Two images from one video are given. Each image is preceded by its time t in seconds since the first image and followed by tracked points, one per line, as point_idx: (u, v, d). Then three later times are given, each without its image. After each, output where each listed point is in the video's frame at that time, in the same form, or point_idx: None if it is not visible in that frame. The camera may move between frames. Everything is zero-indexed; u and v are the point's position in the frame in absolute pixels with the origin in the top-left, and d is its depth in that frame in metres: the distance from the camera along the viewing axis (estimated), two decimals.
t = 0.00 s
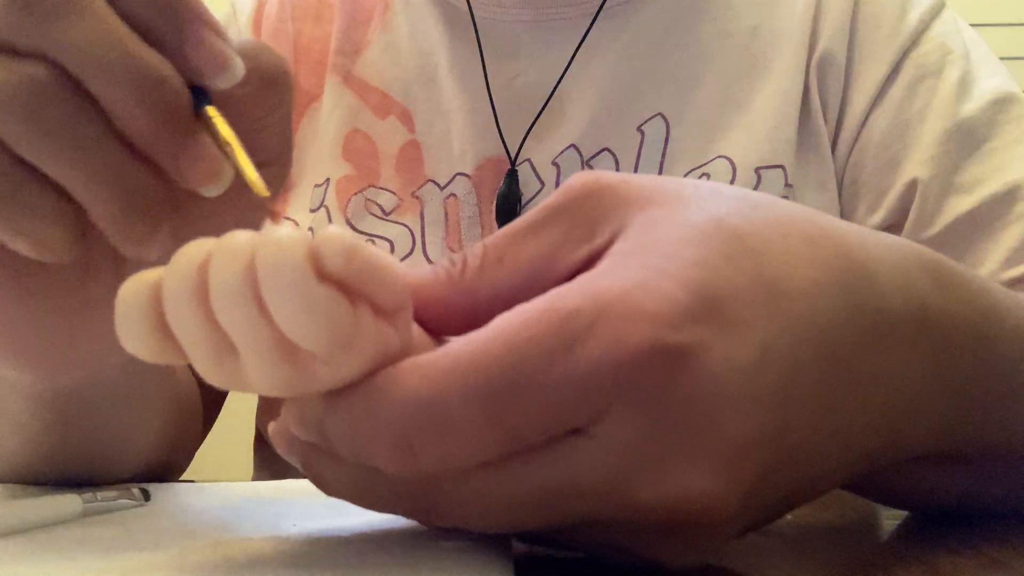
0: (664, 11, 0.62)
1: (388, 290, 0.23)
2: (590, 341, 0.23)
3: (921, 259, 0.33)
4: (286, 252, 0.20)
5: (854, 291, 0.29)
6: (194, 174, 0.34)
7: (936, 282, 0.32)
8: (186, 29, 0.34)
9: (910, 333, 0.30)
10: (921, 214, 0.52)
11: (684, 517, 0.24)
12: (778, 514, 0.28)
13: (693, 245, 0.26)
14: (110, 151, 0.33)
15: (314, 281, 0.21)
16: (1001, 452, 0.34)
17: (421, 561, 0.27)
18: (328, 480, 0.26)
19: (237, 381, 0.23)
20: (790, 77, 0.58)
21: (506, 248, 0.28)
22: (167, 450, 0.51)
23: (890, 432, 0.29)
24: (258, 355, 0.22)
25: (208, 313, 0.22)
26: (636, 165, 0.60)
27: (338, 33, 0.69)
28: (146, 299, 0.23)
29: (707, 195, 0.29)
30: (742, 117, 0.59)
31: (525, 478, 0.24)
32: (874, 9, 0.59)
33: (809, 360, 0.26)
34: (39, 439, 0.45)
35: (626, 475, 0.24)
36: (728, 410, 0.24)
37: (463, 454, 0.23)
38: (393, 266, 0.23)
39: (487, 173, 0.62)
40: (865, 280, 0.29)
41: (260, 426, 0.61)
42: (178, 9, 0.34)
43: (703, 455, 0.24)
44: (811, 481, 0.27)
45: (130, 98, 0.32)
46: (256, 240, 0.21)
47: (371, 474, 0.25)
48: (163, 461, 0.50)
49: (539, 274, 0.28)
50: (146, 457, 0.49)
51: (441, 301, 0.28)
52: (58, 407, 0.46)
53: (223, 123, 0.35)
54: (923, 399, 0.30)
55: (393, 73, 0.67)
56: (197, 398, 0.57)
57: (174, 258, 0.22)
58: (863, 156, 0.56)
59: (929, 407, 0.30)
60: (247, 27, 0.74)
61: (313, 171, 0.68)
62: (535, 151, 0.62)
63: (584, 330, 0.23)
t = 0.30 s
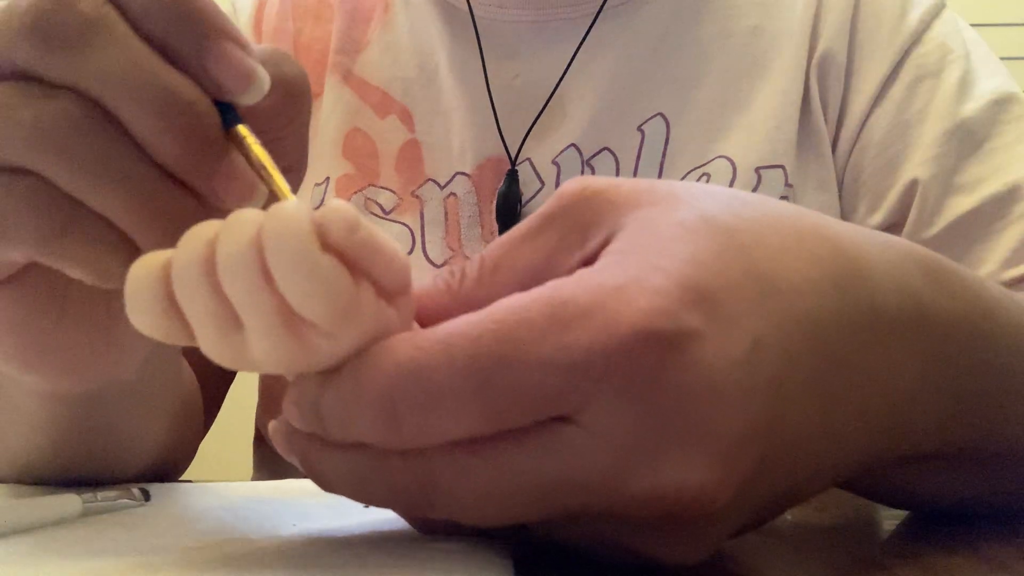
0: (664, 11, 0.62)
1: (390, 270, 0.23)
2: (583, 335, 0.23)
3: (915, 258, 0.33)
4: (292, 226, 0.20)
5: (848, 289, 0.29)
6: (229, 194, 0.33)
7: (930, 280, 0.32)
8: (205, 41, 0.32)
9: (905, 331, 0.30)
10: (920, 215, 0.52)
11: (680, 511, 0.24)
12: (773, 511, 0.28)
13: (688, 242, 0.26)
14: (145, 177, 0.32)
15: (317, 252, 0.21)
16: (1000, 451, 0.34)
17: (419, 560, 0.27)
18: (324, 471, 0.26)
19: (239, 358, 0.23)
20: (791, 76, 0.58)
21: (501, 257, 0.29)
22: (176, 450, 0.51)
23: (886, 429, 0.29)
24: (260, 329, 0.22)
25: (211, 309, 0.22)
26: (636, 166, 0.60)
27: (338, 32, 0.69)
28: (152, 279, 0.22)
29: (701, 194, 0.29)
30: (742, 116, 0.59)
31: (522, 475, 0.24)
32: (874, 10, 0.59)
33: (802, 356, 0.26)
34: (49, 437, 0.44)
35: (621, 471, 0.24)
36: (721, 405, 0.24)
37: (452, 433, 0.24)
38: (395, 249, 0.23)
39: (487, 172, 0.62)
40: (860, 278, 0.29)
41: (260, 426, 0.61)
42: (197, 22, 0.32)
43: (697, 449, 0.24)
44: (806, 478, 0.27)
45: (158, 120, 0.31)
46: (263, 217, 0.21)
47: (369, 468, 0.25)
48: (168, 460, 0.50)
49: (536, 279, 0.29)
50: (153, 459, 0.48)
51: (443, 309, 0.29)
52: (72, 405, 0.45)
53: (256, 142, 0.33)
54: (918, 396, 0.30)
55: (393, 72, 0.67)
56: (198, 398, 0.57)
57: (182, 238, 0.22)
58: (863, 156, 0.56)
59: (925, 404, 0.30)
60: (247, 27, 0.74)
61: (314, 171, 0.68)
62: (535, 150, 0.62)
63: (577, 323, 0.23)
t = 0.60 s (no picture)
0: (664, 10, 0.62)
1: (389, 266, 0.23)
2: (581, 333, 0.23)
3: (914, 257, 0.33)
4: (293, 223, 0.20)
5: (846, 287, 0.29)
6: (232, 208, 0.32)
7: (928, 279, 0.32)
8: (213, 52, 0.31)
9: (903, 329, 0.30)
10: (921, 215, 0.52)
11: (678, 509, 0.24)
12: (771, 511, 0.28)
13: (686, 242, 0.26)
14: (149, 190, 0.31)
15: (318, 247, 0.21)
16: (999, 450, 0.34)
17: (418, 559, 0.27)
18: (322, 469, 0.26)
19: (240, 353, 0.23)
20: (791, 75, 0.58)
21: (501, 263, 0.30)
22: (176, 448, 0.51)
23: (884, 428, 0.29)
24: (262, 327, 0.22)
25: (212, 311, 0.22)
26: (637, 164, 0.60)
27: (338, 30, 0.69)
28: (152, 274, 0.22)
29: (698, 194, 0.29)
30: (743, 114, 0.59)
31: (521, 473, 0.24)
32: (875, 9, 0.58)
33: (799, 354, 0.26)
34: (48, 439, 0.44)
35: (618, 469, 0.24)
36: (717, 403, 0.24)
37: (450, 430, 0.24)
38: (395, 247, 0.23)
39: (487, 171, 0.62)
40: (857, 276, 0.29)
41: (260, 424, 0.61)
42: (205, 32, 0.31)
43: (695, 447, 0.24)
44: (804, 476, 0.27)
45: (162, 135, 0.30)
46: (264, 215, 0.21)
47: (369, 467, 0.25)
48: (167, 459, 0.50)
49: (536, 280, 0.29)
50: (151, 462, 0.48)
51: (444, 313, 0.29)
52: (72, 408, 0.45)
53: (267, 155, 0.32)
54: (917, 395, 0.30)
55: (394, 70, 0.67)
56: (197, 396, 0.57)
57: (183, 235, 0.22)
58: (864, 155, 0.56)
59: (924, 403, 0.30)
60: (247, 24, 0.74)
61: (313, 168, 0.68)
62: (535, 148, 0.62)
63: (574, 321, 0.23)
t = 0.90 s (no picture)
0: (665, 9, 0.62)
1: (389, 268, 0.23)
2: (581, 333, 0.23)
3: (914, 257, 0.33)
4: (293, 225, 0.20)
5: (846, 287, 0.29)
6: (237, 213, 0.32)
7: (928, 279, 0.32)
8: (220, 58, 0.32)
9: (903, 330, 0.30)
10: (921, 215, 0.52)
11: (677, 509, 0.24)
12: (771, 511, 0.28)
13: (686, 242, 0.26)
14: (155, 198, 0.31)
15: (317, 249, 0.21)
16: (1000, 450, 0.34)
17: (418, 560, 0.27)
18: (322, 470, 0.26)
19: (239, 355, 0.23)
20: (792, 74, 0.58)
21: (501, 262, 0.30)
22: (176, 448, 0.51)
23: (884, 428, 0.29)
24: (262, 328, 0.22)
25: (212, 312, 0.22)
26: (636, 163, 0.60)
27: (338, 28, 0.69)
28: (152, 275, 0.22)
29: (698, 194, 0.29)
30: (743, 114, 0.59)
31: (520, 473, 0.24)
32: (875, 9, 0.58)
33: (800, 354, 0.26)
34: (49, 440, 0.44)
35: (617, 469, 0.24)
36: (717, 403, 0.24)
37: (450, 431, 0.24)
38: (394, 248, 0.23)
39: (487, 170, 0.62)
40: (857, 276, 0.29)
41: (260, 423, 0.61)
42: (212, 39, 0.31)
43: (694, 447, 0.24)
44: (804, 476, 0.27)
45: (169, 143, 0.31)
46: (263, 216, 0.21)
47: (368, 466, 0.25)
48: (167, 459, 0.50)
49: (536, 280, 0.29)
50: (150, 462, 0.48)
51: (443, 312, 0.29)
52: (74, 410, 0.44)
53: (276, 164, 0.32)
54: (917, 394, 0.30)
55: (393, 69, 0.67)
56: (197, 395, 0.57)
57: (183, 236, 0.22)
58: (864, 155, 0.56)
59: (923, 403, 0.30)
60: (246, 23, 0.74)
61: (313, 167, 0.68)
62: (536, 147, 0.62)
63: (574, 321, 0.23)
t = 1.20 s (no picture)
0: (665, 9, 0.62)
1: (389, 268, 0.23)
2: (581, 333, 0.23)
3: (915, 257, 0.33)
4: (292, 225, 0.20)
5: (846, 287, 0.29)
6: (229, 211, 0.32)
7: (929, 279, 0.32)
8: (207, 54, 0.32)
9: (904, 330, 0.30)
10: (921, 215, 0.52)
11: (677, 509, 0.24)
12: (771, 511, 0.28)
13: (686, 242, 0.26)
14: (146, 194, 0.31)
15: (317, 249, 0.21)
16: (1000, 451, 0.34)
17: (418, 560, 0.27)
18: (323, 471, 0.26)
19: (239, 355, 0.23)
20: (792, 74, 0.58)
21: (501, 263, 0.30)
22: (177, 448, 0.51)
23: (885, 428, 0.29)
24: (261, 328, 0.22)
25: (211, 310, 0.22)
26: (636, 164, 0.60)
27: (338, 28, 0.69)
28: (152, 275, 0.22)
29: (698, 194, 0.29)
30: (743, 114, 0.59)
31: (519, 474, 0.24)
32: (874, 10, 0.58)
33: (800, 354, 0.26)
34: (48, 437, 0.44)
35: (618, 470, 0.24)
36: (717, 402, 0.24)
37: (449, 431, 0.24)
38: (394, 249, 0.23)
39: (487, 170, 0.62)
40: (857, 276, 0.29)
41: (260, 423, 0.61)
42: (199, 35, 0.32)
43: (694, 447, 0.24)
44: (805, 477, 0.27)
45: (158, 137, 0.31)
46: (263, 216, 0.21)
47: (368, 466, 0.25)
48: (167, 458, 0.50)
49: (536, 280, 0.29)
50: (150, 461, 0.48)
51: (443, 312, 0.29)
52: (75, 408, 0.45)
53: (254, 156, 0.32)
54: (918, 394, 0.30)
55: (393, 69, 0.67)
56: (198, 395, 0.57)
57: (183, 235, 0.22)
58: (865, 154, 0.56)
59: (924, 403, 0.30)
60: (247, 23, 0.74)
61: (314, 167, 0.68)
62: (536, 148, 0.62)
63: (574, 321, 0.23)
